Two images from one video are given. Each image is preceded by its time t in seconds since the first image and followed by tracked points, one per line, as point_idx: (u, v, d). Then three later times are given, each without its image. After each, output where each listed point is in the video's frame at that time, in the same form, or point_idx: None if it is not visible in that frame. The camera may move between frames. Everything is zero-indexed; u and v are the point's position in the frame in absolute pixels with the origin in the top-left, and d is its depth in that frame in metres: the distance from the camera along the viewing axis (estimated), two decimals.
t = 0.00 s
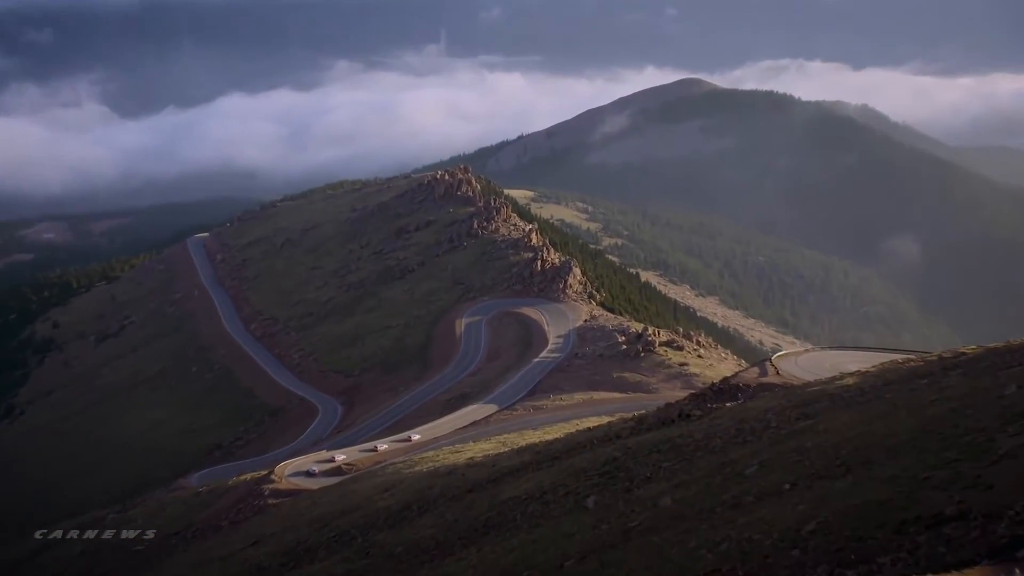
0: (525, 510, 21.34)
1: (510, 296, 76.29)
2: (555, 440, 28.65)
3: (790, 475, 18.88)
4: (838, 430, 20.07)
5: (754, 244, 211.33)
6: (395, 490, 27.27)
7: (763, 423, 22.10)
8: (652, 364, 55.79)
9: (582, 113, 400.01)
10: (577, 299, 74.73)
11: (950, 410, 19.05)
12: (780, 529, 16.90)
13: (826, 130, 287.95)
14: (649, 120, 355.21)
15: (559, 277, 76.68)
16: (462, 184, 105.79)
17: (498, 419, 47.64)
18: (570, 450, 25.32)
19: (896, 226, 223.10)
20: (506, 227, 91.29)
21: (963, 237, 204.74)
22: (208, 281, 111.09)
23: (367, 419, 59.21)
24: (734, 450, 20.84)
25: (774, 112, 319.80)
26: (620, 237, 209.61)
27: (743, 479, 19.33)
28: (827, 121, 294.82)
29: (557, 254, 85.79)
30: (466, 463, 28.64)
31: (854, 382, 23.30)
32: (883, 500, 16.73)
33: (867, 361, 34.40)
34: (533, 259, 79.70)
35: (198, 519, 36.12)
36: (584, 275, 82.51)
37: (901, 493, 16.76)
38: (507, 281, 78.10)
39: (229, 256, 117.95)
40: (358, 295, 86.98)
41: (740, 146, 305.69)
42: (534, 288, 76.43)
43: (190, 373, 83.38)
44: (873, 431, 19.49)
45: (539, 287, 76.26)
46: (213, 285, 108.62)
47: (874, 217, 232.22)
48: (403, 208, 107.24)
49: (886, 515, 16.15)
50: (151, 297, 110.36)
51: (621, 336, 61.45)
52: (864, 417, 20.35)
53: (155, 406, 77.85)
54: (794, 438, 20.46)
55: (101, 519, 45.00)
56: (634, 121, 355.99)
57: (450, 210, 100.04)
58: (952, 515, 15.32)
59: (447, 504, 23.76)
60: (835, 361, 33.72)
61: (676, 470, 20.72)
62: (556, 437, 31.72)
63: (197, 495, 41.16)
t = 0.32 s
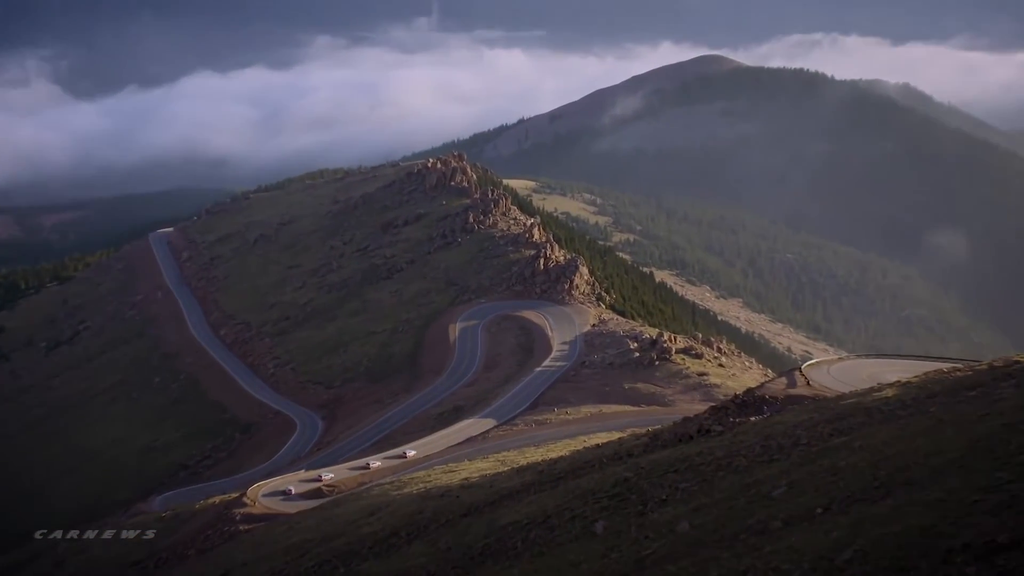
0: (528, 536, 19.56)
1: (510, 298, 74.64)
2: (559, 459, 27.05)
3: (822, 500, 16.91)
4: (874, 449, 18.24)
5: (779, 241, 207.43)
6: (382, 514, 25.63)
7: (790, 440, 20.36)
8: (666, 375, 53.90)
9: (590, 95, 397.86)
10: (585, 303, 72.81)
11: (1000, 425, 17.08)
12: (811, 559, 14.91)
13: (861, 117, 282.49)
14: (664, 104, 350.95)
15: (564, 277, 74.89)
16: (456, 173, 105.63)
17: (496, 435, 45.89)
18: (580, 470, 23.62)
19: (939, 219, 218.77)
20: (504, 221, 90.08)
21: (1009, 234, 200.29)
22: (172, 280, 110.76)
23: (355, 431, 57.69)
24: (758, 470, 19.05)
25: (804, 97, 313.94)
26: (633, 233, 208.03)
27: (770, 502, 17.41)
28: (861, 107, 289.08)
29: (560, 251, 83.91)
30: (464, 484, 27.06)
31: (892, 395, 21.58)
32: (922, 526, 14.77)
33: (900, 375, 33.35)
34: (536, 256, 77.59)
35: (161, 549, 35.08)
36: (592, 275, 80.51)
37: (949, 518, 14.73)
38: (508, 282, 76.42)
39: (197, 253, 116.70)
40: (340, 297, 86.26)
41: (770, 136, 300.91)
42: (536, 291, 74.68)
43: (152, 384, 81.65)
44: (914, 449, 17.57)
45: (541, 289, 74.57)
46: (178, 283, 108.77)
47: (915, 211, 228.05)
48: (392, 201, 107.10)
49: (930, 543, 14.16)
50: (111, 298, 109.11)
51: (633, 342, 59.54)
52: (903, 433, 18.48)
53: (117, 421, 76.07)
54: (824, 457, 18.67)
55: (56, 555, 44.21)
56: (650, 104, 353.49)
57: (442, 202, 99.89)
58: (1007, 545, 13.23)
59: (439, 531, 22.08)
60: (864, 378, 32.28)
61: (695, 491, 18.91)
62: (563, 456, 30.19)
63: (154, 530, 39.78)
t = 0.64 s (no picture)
0: (529, 558, 18.60)
1: (511, 299, 73.35)
2: (563, 476, 26.39)
3: (845, 520, 15.70)
4: (904, 465, 17.06)
5: (803, 240, 204.70)
6: (370, 536, 25.14)
7: (814, 454, 19.26)
8: (678, 383, 52.67)
9: (598, 80, 395.35)
10: (591, 306, 71.52)
11: None
12: None
13: (889, 103, 278.71)
14: (676, 92, 348.44)
15: (568, 277, 73.79)
16: (450, 165, 104.59)
17: (495, 448, 44.78)
18: (586, 486, 22.90)
19: (971, 211, 215.77)
20: (503, 216, 88.82)
21: None
22: (142, 279, 109.68)
23: (344, 443, 56.80)
24: (779, 487, 17.90)
25: (828, 82, 310.07)
26: (643, 230, 206.97)
27: (792, 522, 16.16)
28: (889, 92, 285.02)
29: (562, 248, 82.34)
30: (458, 503, 26.55)
31: (924, 407, 20.53)
32: (959, 550, 13.43)
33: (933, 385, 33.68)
34: (537, 255, 76.14)
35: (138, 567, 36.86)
36: (600, 276, 79.06)
37: (983, 540, 13.46)
38: (509, 281, 75.17)
39: (168, 253, 115.35)
40: (327, 298, 85.13)
41: (792, 124, 298.05)
42: (539, 293, 73.21)
43: (121, 394, 80.50)
44: (948, 464, 16.31)
45: (545, 291, 73.22)
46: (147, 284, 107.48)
47: (947, 203, 225.28)
48: (382, 194, 106.10)
49: (964, 568, 12.89)
50: (75, 301, 107.93)
51: (643, 348, 58.20)
52: (935, 447, 17.30)
53: (88, 432, 75.32)
54: (851, 474, 17.52)
55: None
56: (661, 93, 351.05)
57: (435, 196, 98.87)
58: None
59: (432, 554, 21.47)
60: (897, 390, 32.44)
61: (712, 509, 17.74)
62: (570, 471, 29.63)
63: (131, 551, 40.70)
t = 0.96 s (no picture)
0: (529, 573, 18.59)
1: (510, 300, 72.42)
2: (565, 488, 26.46)
3: (862, 530, 15.10)
4: (927, 476, 16.39)
5: (821, 237, 202.96)
6: (364, 549, 25.74)
7: (832, 464, 18.90)
8: (686, 388, 51.98)
9: (603, 67, 393.28)
10: (594, 307, 70.72)
11: None
12: None
13: (910, 97, 278.07)
14: (685, 82, 346.58)
15: (570, 277, 73.01)
16: (446, 159, 103.83)
17: (492, 457, 44.00)
18: (590, 499, 23.18)
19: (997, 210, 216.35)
20: (502, 213, 87.99)
21: None
22: (120, 280, 108.83)
23: (334, 451, 56.22)
24: (794, 499, 17.46)
25: (847, 72, 308.38)
26: (649, 227, 206.80)
27: (807, 536, 15.57)
28: (911, 84, 283.75)
29: (563, 247, 81.24)
30: (455, 515, 26.88)
31: (949, 416, 20.00)
32: (983, 565, 12.64)
33: (958, 392, 33.15)
34: (538, 254, 75.11)
35: None
36: (606, 277, 78.16)
37: (1006, 557, 12.63)
38: (509, 280, 74.38)
39: (148, 251, 114.48)
40: (316, 299, 84.34)
41: (809, 116, 297.03)
42: (539, 293, 72.48)
43: (98, 401, 79.77)
44: (973, 474, 15.61)
45: (545, 291, 72.47)
46: (124, 285, 106.77)
47: (972, 199, 225.00)
48: (374, 189, 105.42)
49: None
50: (50, 301, 107.22)
51: (649, 353, 57.40)
52: (959, 457, 16.64)
53: (64, 439, 74.69)
54: (870, 485, 16.96)
55: None
56: (671, 82, 349.32)
57: (428, 191, 98.10)
58: None
59: (428, 568, 21.97)
60: (917, 398, 31.91)
61: (724, 522, 17.42)
62: (575, 480, 30.00)
63: (109, 565, 41.08)
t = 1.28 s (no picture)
0: None
1: (509, 301, 71.93)
2: (567, 495, 26.06)
3: (874, 539, 14.79)
4: (940, 483, 16.06)
5: (834, 237, 202.34)
6: (358, 559, 25.51)
7: (843, 471, 18.65)
8: (691, 392, 51.50)
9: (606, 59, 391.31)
10: (596, 308, 70.20)
11: None
12: None
13: (924, 91, 277.56)
14: (691, 74, 344.91)
15: (571, 278, 72.46)
16: (443, 154, 103.30)
17: (491, 464, 43.48)
18: (593, 507, 22.91)
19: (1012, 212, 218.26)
20: (501, 211, 87.56)
21: None
22: (103, 279, 108.07)
23: (328, 457, 55.76)
24: (804, 507, 17.23)
25: (859, 62, 307.26)
26: (653, 226, 206.51)
27: (816, 546, 15.27)
28: (925, 77, 283.45)
29: (564, 246, 80.61)
30: (453, 524, 26.60)
31: (966, 422, 19.64)
32: None
33: (974, 397, 32.70)
34: (538, 254, 74.58)
35: None
36: (608, 278, 77.55)
37: (1015, 565, 12.35)
38: (509, 280, 73.87)
39: (133, 250, 113.86)
40: (308, 300, 83.96)
41: (820, 108, 296.43)
42: (539, 295, 72.04)
43: (80, 407, 79.29)
44: (990, 482, 15.23)
45: (545, 293, 72.04)
46: (108, 284, 106.18)
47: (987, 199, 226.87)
48: (369, 185, 104.96)
49: None
50: (32, 301, 106.65)
51: (654, 356, 56.86)
52: (975, 464, 16.28)
53: (47, 446, 74.19)
54: (882, 494, 16.60)
55: None
56: (678, 74, 347.58)
57: (425, 188, 97.64)
58: None
59: None
60: (933, 404, 31.34)
61: (730, 532, 17.26)
62: (576, 486, 29.64)
63: None
